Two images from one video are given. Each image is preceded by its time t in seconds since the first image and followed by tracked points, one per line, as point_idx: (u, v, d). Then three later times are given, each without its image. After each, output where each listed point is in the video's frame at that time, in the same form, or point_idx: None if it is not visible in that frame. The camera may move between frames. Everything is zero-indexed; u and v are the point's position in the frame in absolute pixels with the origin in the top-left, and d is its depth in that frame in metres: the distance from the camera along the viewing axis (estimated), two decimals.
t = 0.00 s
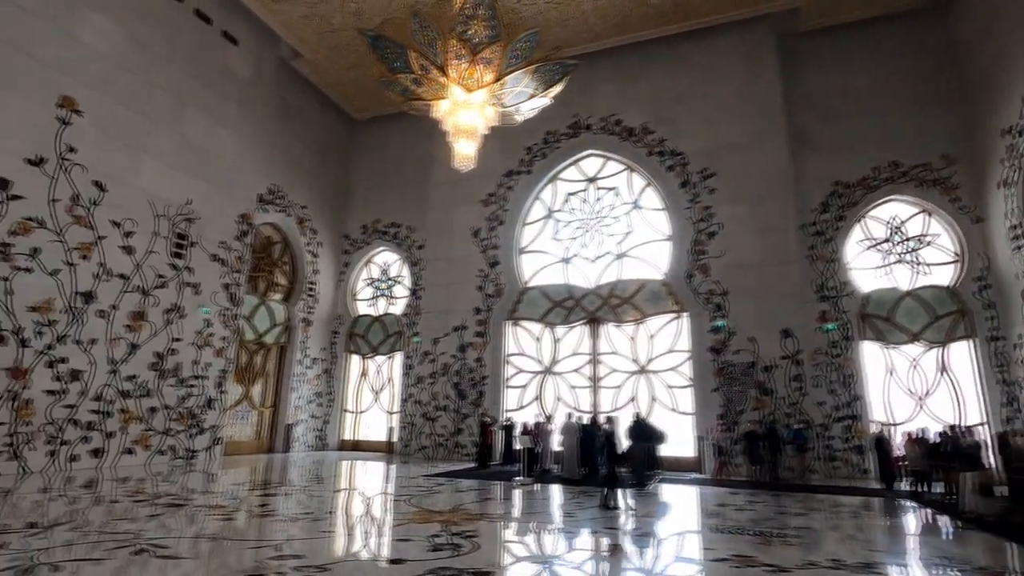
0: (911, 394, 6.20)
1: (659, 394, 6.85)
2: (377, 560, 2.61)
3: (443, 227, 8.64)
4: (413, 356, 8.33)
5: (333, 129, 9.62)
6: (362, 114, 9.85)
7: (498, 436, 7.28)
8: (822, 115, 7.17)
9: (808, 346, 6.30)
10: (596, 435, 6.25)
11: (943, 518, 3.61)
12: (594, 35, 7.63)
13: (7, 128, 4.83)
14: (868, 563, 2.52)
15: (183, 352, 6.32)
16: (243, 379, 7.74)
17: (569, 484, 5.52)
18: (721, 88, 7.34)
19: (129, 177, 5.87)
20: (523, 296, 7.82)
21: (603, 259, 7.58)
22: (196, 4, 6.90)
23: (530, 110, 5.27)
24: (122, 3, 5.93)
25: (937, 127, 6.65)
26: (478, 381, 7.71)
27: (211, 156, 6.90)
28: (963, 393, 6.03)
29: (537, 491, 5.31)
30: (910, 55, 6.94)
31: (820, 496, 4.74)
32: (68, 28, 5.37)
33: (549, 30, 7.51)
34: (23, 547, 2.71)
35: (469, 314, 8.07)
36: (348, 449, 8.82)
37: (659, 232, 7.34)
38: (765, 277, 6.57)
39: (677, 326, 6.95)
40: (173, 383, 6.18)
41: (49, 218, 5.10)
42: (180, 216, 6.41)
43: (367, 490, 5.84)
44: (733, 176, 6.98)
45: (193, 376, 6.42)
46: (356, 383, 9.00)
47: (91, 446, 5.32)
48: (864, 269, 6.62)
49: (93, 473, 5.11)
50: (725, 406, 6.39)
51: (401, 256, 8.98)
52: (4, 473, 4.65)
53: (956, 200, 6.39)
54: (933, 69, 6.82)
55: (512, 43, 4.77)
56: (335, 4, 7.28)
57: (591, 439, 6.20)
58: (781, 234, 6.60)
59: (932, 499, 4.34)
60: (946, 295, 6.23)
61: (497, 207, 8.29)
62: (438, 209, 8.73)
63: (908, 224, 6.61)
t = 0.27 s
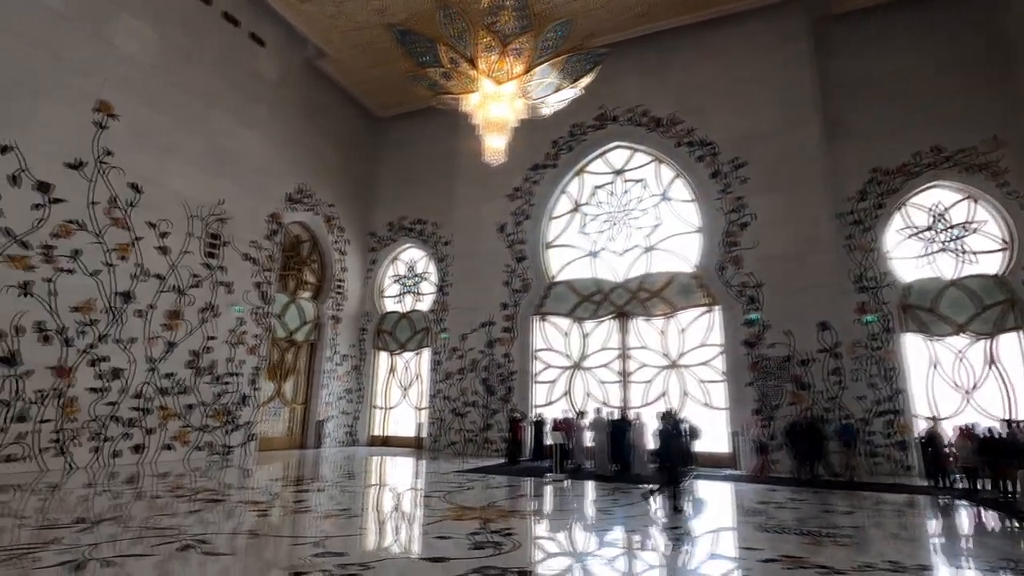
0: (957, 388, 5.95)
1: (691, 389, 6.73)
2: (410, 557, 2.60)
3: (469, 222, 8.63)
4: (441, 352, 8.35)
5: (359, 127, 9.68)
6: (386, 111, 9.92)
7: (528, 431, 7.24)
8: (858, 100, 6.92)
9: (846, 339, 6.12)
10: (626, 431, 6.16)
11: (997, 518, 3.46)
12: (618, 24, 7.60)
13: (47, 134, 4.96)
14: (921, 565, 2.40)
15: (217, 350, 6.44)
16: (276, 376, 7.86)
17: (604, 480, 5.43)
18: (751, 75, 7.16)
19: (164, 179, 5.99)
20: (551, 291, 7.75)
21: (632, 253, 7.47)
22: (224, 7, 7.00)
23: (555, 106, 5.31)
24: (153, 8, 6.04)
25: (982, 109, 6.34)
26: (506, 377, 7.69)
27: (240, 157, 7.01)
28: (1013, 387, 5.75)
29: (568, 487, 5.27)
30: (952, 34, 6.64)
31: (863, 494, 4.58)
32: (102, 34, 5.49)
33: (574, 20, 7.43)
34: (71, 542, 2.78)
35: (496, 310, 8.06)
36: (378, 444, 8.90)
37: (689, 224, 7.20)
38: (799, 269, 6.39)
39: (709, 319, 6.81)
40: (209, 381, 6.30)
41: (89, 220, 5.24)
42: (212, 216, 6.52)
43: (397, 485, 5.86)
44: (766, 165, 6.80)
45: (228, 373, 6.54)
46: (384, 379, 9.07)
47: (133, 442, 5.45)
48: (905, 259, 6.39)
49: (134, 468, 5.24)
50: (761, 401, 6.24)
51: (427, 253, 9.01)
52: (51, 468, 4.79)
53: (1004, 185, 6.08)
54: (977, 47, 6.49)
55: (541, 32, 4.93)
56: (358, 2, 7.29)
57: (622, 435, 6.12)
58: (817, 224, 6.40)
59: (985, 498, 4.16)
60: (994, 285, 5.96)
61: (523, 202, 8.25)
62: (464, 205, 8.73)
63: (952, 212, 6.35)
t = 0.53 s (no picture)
0: (1010, 380, 5.61)
1: (727, 383, 6.61)
2: (442, 548, 2.60)
3: (499, 217, 8.63)
4: (472, 347, 8.38)
5: (388, 124, 9.75)
6: (414, 108, 9.98)
7: (561, 426, 7.22)
8: (901, 82, 6.64)
9: (890, 331, 5.90)
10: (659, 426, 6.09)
11: None
12: (649, 12, 7.41)
13: (92, 138, 5.12)
14: (980, 566, 2.30)
15: (256, 346, 6.58)
16: (311, 371, 8.01)
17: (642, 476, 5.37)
18: (787, 60, 6.95)
19: (202, 180, 6.13)
20: (582, 285, 7.69)
21: (664, 245, 7.35)
22: (257, 8, 7.12)
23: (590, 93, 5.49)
24: (189, 12, 6.17)
25: None
26: (538, 371, 7.68)
27: (274, 156, 7.14)
28: None
29: (603, 481, 5.22)
30: (1004, 9, 6.30)
31: (911, 491, 4.42)
32: (142, 39, 5.63)
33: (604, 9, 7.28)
34: (122, 532, 2.86)
35: (526, 304, 8.04)
36: (411, 438, 9.00)
37: (724, 214, 7.04)
38: (840, 259, 6.19)
39: (745, 312, 6.67)
40: (248, 376, 6.45)
41: (134, 221, 5.39)
42: (248, 215, 6.65)
43: (431, 478, 5.91)
44: (803, 153, 6.60)
45: (266, 369, 6.69)
46: (416, 374, 9.16)
47: (178, 436, 5.62)
48: (953, 247, 6.07)
49: (180, 461, 5.41)
50: (801, 395, 6.08)
51: (457, 247, 9.04)
52: (103, 461, 4.97)
53: None
54: None
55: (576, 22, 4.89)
56: None
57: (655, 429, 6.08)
58: (858, 212, 6.19)
59: None
60: None
61: (552, 195, 8.20)
62: (493, 199, 8.72)
63: (1005, 196, 5.99)
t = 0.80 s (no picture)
0: None
1: (768, 377, 6.46)
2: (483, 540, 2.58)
3: (530, 212, 8.61)
4: (505, 342, 8.40)
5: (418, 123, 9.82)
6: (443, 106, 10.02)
7: (596, 422, 7.18)
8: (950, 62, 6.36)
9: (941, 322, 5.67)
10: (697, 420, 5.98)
11: None
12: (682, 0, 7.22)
13: (139, 144, 5.29)
14: None
15: (295, 344, 6.73)
16: (348, 368, 8.14)
17: (681, 471, 5.28)
18: (826, 44, 6.74)
19: (242, 182, 6.28)
20: (615, 279, 7.62)
21: (700, 237, 7.22)
22: (290, 12, 7.24)
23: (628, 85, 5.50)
24: (226, 18, 6.32)
25: None
26: (572, 367, 7.64)
27: (309, 157, 7.27)
28: None
29: (641, 476, 5.17)
30: None
31: (967, 488, 4.25)
32: (182, 47, 5.79)
33: None
34: (177, 524, 2.95)
35: (559, 299, 8.01)
36: (446, 433, 9.07)
37: (761, 205, 6.87)
38: (886, 248, 5.98)
39: (785, 304, 6.50)
40: (289, 373, 6.59)
41: (179, 224, 5.56)
42: (286, 216, 6.79)
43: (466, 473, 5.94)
44: (845, 139, 6.39)
45: (306, 366, 6.83)
46: (450, 370, 9.23)
47: (224, 431, 5.79)
48: (1010, 233, 5.70)
49: (226, 456, 5.57)
50: (846, 389, 5.91)
51: (488, 244, 9.05)
52: (155, 456, 5.15)
53: None
54: None
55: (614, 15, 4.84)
56: None
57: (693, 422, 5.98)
58: (905, 199, 5.96)
59: None
60: None
61: (584, 189, 8.14)
62: (524, 195, 8.71)
63: None
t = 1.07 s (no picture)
0: None
1: (813, 372, 6.27)
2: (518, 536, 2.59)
3: (564, 206, 8.55)
4: (541, 337, 8.38)
5: (451, 120, 9.87)
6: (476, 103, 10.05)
7: (635, 418, 7.11)
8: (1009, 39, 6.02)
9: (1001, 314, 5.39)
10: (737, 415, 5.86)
11: None
12: None
13: (186, 148, 5.46)
14: None
15: (336, 340, 6.85)
16: (386, 364, 8.25)
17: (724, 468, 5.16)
18: (872, 25, 6.48)
19: (283, 182, 6.42)
20: (652, 273, 7.51)
21: (740, 228, 7.04)
22: (326, 14, 7.36)
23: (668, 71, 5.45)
24: (266, 22, 6.46)
25: None
26: (609, 362, 7.57)
27: (346, 157, 7.38)
28: None
29: (683, 473, 5.08)
30: None
31: None
32: (225, 51, 5.94)
33: None
34: (229, 515, 3.05)
35: (595, 294, 7.94)
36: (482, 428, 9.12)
37: (805, 194, 6.66)
38: (940, 236, 5.72)
39: (831, 296, 6.30)
40: (330, 369, 6.73)
41: (224, 225, 5.72)
42: (324, 215, 6.91)
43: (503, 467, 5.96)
44: (894, 123, 6.13)
45: (346, 362, 6.95)
46: (485, 365, 9.26)
47: (270, 426, 5.94)
48: None
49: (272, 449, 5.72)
50: (898, 384, 5.69)
51: (522, 239, 9.04)
52: (205, 449, 5.33)
53: None
54: None
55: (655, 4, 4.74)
56: None
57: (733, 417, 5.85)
58: (960, 185, 5.68)
59: None
60: None
61: (619, 182, 8.04)
62: (558, 189, 8.66)
63: None
